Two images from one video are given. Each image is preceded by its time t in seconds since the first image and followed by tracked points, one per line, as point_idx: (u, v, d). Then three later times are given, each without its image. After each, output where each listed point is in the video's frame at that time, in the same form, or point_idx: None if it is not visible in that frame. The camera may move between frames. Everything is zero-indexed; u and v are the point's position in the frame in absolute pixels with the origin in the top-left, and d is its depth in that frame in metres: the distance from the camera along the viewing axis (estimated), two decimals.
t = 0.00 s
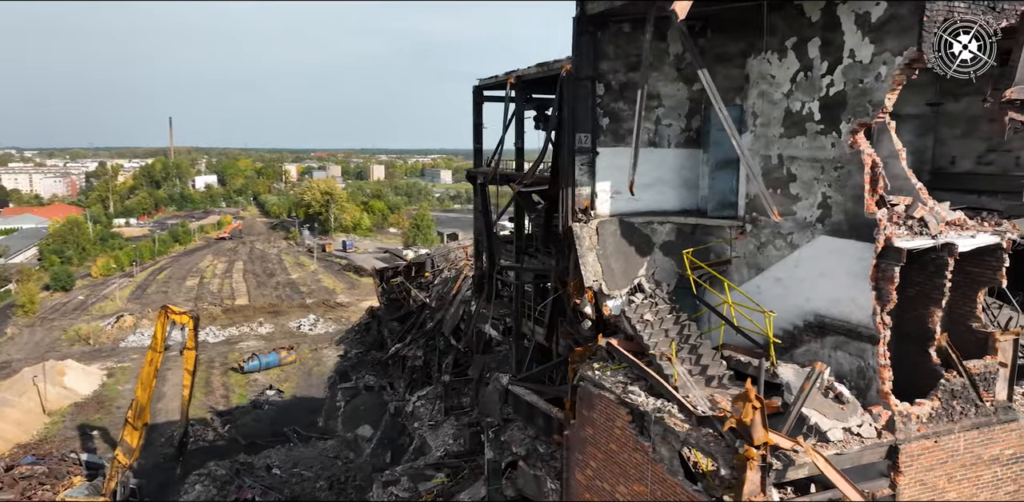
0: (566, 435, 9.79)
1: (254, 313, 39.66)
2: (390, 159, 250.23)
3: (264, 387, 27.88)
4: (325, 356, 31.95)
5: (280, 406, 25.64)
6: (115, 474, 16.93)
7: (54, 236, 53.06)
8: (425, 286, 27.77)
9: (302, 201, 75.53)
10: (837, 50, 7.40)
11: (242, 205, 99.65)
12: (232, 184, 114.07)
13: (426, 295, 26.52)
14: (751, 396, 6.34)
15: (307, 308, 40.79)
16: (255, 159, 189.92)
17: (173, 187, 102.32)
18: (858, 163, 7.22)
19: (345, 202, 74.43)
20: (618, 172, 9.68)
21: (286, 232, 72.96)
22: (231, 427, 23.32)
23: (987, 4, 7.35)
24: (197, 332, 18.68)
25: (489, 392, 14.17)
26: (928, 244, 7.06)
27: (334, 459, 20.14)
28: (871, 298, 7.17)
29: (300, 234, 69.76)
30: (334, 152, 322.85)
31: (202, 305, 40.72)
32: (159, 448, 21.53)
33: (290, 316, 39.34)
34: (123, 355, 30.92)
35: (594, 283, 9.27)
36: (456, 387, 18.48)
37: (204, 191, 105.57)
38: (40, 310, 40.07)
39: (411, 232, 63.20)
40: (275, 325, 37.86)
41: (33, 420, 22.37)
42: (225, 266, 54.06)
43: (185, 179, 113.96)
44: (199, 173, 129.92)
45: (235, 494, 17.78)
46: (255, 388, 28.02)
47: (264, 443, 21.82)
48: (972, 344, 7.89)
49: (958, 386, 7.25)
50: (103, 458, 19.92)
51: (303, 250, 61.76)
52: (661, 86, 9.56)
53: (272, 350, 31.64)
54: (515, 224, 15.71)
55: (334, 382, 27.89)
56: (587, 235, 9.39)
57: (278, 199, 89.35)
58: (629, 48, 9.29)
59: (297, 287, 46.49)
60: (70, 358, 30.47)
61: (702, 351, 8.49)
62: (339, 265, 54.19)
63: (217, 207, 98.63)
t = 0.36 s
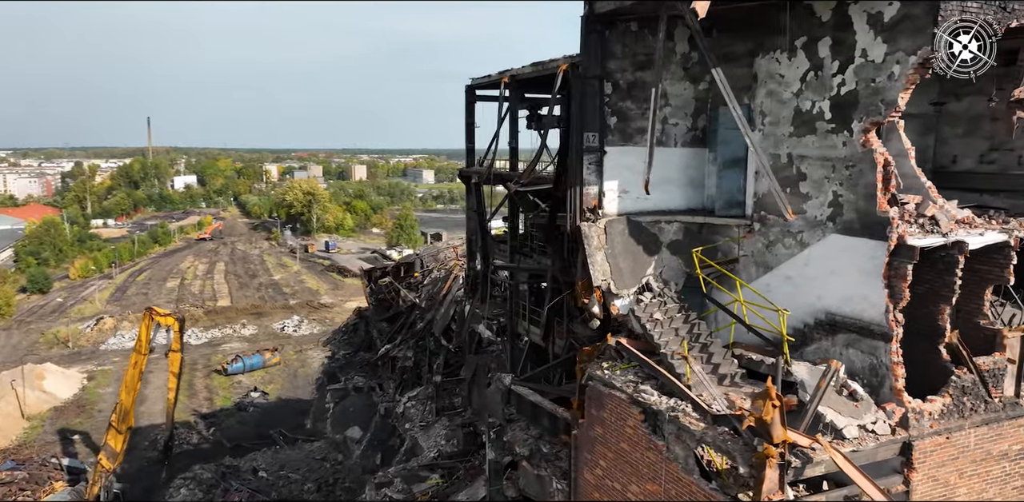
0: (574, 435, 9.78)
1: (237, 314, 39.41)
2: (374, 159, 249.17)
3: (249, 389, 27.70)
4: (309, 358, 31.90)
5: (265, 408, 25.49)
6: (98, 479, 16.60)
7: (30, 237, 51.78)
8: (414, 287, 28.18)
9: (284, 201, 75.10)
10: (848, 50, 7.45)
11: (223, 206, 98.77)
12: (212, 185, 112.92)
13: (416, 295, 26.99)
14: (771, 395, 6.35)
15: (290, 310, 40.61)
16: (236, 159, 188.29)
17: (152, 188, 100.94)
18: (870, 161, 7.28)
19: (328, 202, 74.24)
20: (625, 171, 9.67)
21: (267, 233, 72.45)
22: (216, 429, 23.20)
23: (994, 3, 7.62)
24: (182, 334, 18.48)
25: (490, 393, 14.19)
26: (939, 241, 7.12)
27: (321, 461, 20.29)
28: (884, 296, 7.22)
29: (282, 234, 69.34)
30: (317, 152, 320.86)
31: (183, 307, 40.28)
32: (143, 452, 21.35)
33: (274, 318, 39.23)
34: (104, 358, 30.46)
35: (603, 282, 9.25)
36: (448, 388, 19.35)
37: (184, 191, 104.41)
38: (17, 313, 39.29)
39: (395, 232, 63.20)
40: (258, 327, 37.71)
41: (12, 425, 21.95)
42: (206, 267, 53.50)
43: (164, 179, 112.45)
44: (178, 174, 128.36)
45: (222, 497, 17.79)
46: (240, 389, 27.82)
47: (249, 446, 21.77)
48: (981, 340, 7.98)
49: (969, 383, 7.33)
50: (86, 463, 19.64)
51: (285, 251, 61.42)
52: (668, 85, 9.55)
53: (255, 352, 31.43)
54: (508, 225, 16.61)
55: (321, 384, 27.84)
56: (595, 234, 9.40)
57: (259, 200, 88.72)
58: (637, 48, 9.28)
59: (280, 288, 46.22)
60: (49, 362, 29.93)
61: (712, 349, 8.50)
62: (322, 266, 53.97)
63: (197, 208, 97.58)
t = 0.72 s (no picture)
0: (580, 435, 9.76)
1: (218, 316, 39.00)
2: (355, 159, 247.57)
3: (231, 391, 27.39)
4: (293, 359, 31.64)
5: (248, 410, 25.21)
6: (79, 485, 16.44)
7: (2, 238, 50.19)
8: (402, 287, 28.32)
9: (264, 202, 74.51)
10: (858, 50, 7.50)
11: (202, 206, 97.69)
12: (190, 185, 111.54)
13: (405, 295, 27.21)
14: (789, 393, 6.36)
15: (272, 311, 40.30)
16: (215, 159, 186.31)
17: (128, 188, 99.24)
18: (880, 161, 7.34)
19: (309, 202, 73.95)
20: (631, 171, 9.66)
21: (247, 233, 71.72)
22: (199, 432, 22.91)
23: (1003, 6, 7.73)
24: (165, 336, 18.01)
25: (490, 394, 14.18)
26: (949, 240, 7.20)
27: (307, 463, 20.08)
28: (895, 294, 7.28)
29: (263, 235, 68.75)
30: (298, 152, 318.41)
31: (163, 309, 39.71)
32: (124, 456, 20.99)
33: (255, 319, 38.91)
34: (82, 361, 29.90)
35: (610, 282, 9.26)
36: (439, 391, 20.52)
37: (161, 191, 102.99)
38: None
39: (378, 232, 63.10)
40: (240, 328, 37.34)
41: None
42: (186, 269, 52.79)
43: (141, 178, 110.51)
44: (154, 173, 126.52)
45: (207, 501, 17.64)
46: (222, 392, 27.49)
47: (234, 449, 21.54)
48: (986, 337, 8.08)
49: (976, 380, 7.42)
50: (65, 468, 19.25)
51: (266, 252, 60.91)
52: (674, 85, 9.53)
53: (238, 354, 31.09)
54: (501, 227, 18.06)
55: (307, 386, 27.65)
56: (602, 234, 9.39)
57: (239, 200, 87.88)
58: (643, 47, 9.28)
59: (261, 289, 45.80)
60: (25, 365, 29.29)
61: (722, 348, 8.51)
62: (304, 266, 53.65)
63: (175, 208, 96.26)
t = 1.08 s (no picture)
0: (586, 437, 9.72)
1: (199, 318, 38.54)
2: (336, 160, 246.01)
3: (213, 394, 27.04)
4: (275, 362, 31.33)
5: (231, 414, 24.88)
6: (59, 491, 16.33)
7: None
8: (390, 288, 28.17)
9: (244, 203, 73.85)
10: (866, 51, 7.57)
11: (179, 207, 96.48)
12: (167, 186, 110.01)
13: (393, 296, 27.05)
14: (808, 393, 6.38)
15: (253, 313, 39.94)
16: (191, 160, 183.94)
17: (104, 188, 97.53)
18: (890, 161, 7.41)
19: (289, 203, 73.65)
20: (637, 171, 9.66)
21: (226, 234, 70.94)
22: (181, 437, 22.57)
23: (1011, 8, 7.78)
24: (148, 340, 17.85)
25: (491, 396, 14.02)
26: (957, 240, 7.29)
27: (292, 467, 20.03)
28: (905, 294, 7.35)
29: (242, 236, 68.07)
30: (278, 153, 315.79)
31: (141, 312, 39.07)
32: (104, 461, 20.59)
33: (236, 322, 38.51)
34: (58, 366, 29.28)
35: (618, 283, 9.24)
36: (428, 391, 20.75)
37: (137, 192, 101.42)
38: None
39: (359, 233, 62.94)
40: (220, 331, 36.90)
41: None
42: (164, 271, 52.00)
43: (117, 178, 108.73)
44: (129, 173, 124.47)
45: None
46: (204, 395, 27.12)
47: (217, 453, 21.24)
48: (990, 335, 8.20)
49: (984, 378, 7.51)
50: (44, 474, 18.81)
51: (246, 253, 60.33)
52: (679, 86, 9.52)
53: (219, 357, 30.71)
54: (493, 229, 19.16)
55: (293, 388, 27.40)
56: (609, 234, 9.39)
57: (217, 201, 86.98)
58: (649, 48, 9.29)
59: (241, 291, 45.35)
60: None
61: (731, 348, 8.54)
62: (285, 268, 53.28)
63: (151, 210, 94.83)
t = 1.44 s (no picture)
0: (593, 437, 9.66)
1: (178, 320, 38.09)
2: (313, 160, 244.85)
3: (195, 397, 26.72)
4: (258, 364, 31.07)
5: (213, 416, 24.60)
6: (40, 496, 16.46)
7: None
8: (377, 289, 27.95)
9: (223, 203, 73.01)
10: (875, 52, 7.63)
11: (156, 208, 95.23)
12: (143, 186, 108.47)
13: (380, 297, 26.89)
14: (825, 391, 6.40)
15: (234, 315, 39.59)
16: (168, 160, 181.67)
17: (78, 188, 95.66)
18: (898, 161, 7.48)
19: (268, 203, 73.24)
20: (643, 171, 9.67)
21: (205, 235, 70.15)
22: (163, 440, 22.27)
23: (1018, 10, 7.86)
24: (130, 343, 17.95)
25: (494, 396, 13.84)
26: (964, 239, 7.38)
27: (277, 469, 19.96)
28: (914, 292, 7.43)
29: (221, 237, 67.39)
30: (259, 153, 312.96)
31: (119, 314, 38.48)
32: (84, 466, 20.21)
33: (217, 323, 38.14)
34: (34, 369, 28.70)
35: (625, 283, 9.22)
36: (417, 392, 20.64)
37: (112, 192, 99.85)
38: None
39: (341, 233, 62.73)
40: (201, 333, 36.48)
41: None
42: (141, 272, 51.27)
43: (91, 179, 106.72)
44: (104, 173, 122.49)
45: None
46: (185, 398, 26.78)
47: (200, 457, 21.00)
48: (993, 332, 8.32)
49: (990, 375, 7.62)
50: (23, 481, 18.40)
51: (225, 254, 59.71)
52: (683, 86, 9.52)
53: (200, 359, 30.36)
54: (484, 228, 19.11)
55: (279, 390, 27.23)
56: (616, 234, 9.39)
57: (195, 202, 85.99)
58: (655, 48, 9.30)
59: (222, 292, 44.95)
60: None
61: (740, 347, 8.57)
62: (265, 269, 52.89)
63: (127, 210, 93.37)
